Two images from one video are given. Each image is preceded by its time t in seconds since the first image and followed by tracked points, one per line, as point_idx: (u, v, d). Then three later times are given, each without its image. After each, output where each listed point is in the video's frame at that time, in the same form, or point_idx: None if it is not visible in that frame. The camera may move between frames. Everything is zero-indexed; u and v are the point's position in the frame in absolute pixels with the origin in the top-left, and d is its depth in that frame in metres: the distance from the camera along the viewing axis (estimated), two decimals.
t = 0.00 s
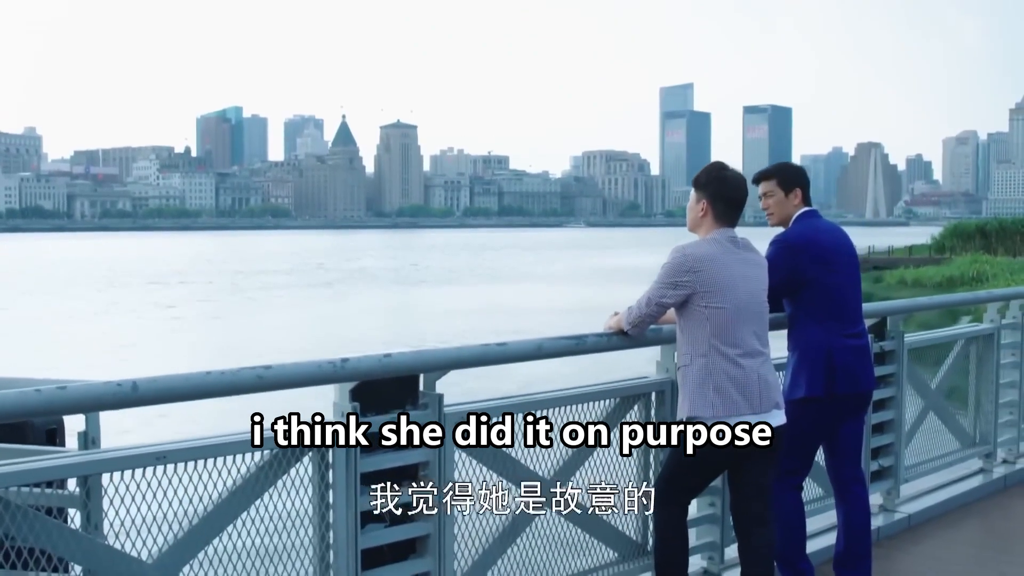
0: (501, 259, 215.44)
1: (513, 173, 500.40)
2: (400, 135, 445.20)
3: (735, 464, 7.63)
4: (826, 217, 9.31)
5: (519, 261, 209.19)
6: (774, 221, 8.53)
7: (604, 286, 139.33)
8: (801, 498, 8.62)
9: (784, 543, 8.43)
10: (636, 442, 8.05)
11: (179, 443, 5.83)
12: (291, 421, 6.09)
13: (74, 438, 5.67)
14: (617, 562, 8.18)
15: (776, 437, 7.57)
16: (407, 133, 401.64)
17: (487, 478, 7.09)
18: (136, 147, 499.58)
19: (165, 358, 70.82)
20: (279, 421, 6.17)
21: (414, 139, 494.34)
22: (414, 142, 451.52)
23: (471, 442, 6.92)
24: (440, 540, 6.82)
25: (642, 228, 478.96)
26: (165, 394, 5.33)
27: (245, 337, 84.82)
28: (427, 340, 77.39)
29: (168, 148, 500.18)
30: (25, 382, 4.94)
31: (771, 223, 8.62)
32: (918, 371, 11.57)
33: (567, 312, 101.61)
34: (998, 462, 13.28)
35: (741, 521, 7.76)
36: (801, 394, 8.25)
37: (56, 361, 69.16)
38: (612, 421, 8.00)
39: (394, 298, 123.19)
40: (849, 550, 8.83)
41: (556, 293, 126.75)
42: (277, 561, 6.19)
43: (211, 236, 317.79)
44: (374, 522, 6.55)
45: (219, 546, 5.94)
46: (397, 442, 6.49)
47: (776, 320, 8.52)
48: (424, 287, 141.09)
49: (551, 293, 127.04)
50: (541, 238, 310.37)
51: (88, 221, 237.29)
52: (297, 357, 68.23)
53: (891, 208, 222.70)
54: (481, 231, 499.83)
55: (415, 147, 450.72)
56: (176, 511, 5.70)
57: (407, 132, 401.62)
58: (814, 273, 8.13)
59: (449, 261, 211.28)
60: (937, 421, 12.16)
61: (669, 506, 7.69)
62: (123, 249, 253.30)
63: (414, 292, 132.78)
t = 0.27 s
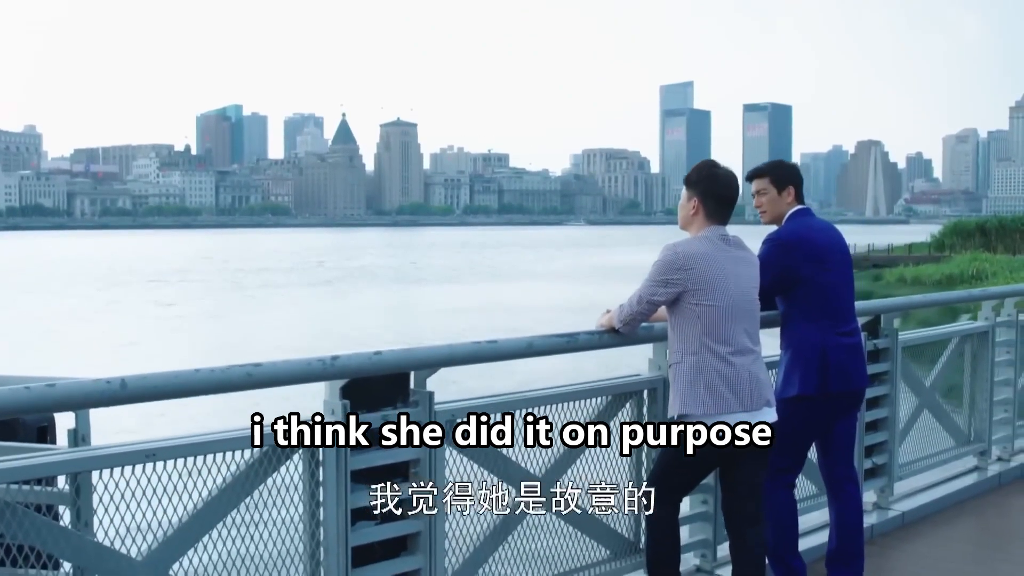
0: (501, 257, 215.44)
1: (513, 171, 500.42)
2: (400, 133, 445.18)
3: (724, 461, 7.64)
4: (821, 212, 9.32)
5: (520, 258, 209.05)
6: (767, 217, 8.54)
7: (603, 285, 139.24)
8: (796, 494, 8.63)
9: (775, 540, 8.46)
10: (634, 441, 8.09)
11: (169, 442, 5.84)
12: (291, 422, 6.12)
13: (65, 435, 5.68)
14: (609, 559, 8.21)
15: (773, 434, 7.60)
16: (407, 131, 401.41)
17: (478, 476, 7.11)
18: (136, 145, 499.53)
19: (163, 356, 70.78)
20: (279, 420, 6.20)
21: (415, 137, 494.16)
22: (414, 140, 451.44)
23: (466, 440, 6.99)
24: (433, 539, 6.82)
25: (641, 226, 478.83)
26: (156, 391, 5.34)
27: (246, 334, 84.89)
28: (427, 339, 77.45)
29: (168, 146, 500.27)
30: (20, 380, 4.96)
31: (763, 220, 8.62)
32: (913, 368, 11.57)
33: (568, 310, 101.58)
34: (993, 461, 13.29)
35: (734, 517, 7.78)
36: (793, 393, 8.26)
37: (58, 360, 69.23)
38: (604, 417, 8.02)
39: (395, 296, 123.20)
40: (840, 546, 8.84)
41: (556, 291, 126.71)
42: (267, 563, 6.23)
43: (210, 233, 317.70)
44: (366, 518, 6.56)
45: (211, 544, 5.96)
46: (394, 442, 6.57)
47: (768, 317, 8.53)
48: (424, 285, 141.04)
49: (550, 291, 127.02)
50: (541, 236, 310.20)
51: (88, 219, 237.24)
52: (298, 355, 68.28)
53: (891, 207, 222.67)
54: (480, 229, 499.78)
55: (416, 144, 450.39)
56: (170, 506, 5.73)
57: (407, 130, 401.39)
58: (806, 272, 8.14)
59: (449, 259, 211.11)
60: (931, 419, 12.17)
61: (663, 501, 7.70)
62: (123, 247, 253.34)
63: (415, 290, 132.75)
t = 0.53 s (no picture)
0: (501, 255, 215.31)
1: (513, 169, 500.24)
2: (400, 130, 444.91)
3: (717, 458, 7.65)
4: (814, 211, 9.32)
5: (520, 256, 209.00)
6: (760, 216, 8.57)
7: (604, 282, 139.37)
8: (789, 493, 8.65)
9: (766, 538, 8.49)
10: (634, 442, 8.14)
11: (159, 437, 5.88)
12: (291, 422, 6.14)
13: (56, 432, 5.70)
14: (601, 556, 8.24)
15: (770, 433, 7.62)
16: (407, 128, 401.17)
17: (468, 475, 7.13)
18: (136, 143, 499.47)
19: (163, 354, 70.72)
20: (277, 421, 6.22)
21: (415, 135, 493.97)
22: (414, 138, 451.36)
23: (467, 439, 7.04)
24: (425, 536, 6.85)
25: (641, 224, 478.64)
26: (147, 388, 5.34)
27: (246, 332, 84.98)
28: (427, 337, 77.54)
29: (168, 144, 500.23)
30: (12, 374, 4.99)
31: (754, 219, 8.63)
32: (907, 365, 11.58)
33: (567, 308, 101.61)
34: (988, 458, 13.34)
35: (727, 515, 7.79)
36: (786, 391, 8.26)
37: (58, 357, 69.29)
38: (597, 416, 8.02)
39: (395, 294, 123.11)
40: (833, 544, 8.85)
41: (556, 289, 126.73)
42: (258, 557, 6.24)
43: (210, 231, 317.84)
44: (358, 516, 6.57)
45: (202, 539, 5.97)
46: (395, 442, 6.61)
47: (763, 315, 8.54)
48: (424, 283, 140.88)
49: (550, 289, 126.94)
50: (541, 233, 310.01)
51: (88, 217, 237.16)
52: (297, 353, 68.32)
53: (891, 204, 222.52)
54: (480, 227, 499.55)
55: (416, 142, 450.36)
56: (163, 499, 5.77)
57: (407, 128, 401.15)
58: (799, 269, 8.15)
59: (449, 257, 211.00)
60: (926, 416, 12.19)
61: (654, 499, 7.72)
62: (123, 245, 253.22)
63: (414, 288, 132.71)
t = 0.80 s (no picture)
0: (501, 254, 215.23)
1: (513, 167, 500.10)
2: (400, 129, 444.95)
3: (710, 456, 7.65)
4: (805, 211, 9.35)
5: (519, 255, 208.98)
6: (752, 217, 8.56)
7: (604, 281, 139.31)
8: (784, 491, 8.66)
9: (760, 536, 8.49)
10: (632, 443, 8.16)
11: (151, 435, 5.88)
12: (290, 422, 6.17)
13: (46, 431, 5.72)
14: (596, 554, 8.24)
15: (764, 436, 7.63)
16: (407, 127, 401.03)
17: (461, 474, 7.14)
18: (136, 142, 499.39)
19: (161, 353, 70.62)
20: (278, 419, 6.25)
21: (415, 134, 493.70)
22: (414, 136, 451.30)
23: (466, 440, 7.10)
24: (418, 535, 6.85)
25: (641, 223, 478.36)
26: (136, 385, 5.35)
27: (246, 331, 85.04)
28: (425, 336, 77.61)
29: (168, 142, 500.12)
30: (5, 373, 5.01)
31: (746, 219, 8.63)
32: (902, 364, 11.59)
33: (566, 307, 101.60)
34: (983, 456, 13.37)
35: (719, 513, 7.81)
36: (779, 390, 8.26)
37: (59, 355, 69.38)
38: (589, 414, 8.02)
39: (395, 293, 123.14)
40: (827, 542, 8.86)
41: (555, 287, 126.72)
42: (250, 555, 6.25)
43: (210, 230, 317.83)
44: (350, 513, 6.59)
45: (192, 537, 5.98)
46: (394, 443, 6.67)
47: (755, 314, 8.55)
48: (423, 282, 140.86)
49: (549, 287, 127.00)
50: (541, 232, 309.93)
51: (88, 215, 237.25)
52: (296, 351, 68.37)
53: (891, 203, 222.44)
54: (480, 225, 499.39)
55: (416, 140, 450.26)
56: (151, 498, 5.78)
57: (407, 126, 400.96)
58: (793, 269, 8.15)
59: (449, 255, 210.90)
60: (922, 415, 12.18)
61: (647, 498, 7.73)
62: (123, 244, 253.30)
63: (413, 286, 132.79)
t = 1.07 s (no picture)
0: (501, 252, 215.20)
1: (513, 166, 500.03)
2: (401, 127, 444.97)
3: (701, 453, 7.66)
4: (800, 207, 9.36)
5: (520, 253, 208.94)
6: (744, 214, 8.57)
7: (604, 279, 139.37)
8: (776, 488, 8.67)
9: (751, 534, 8.50)
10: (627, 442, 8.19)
11: (140, 434, 5.89)
12: (288, 422, 6.20)
13: (37, 428, 5.73)
14: (589, 551, 8.25)
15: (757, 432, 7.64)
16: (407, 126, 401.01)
17: (450, 471, 7.17)
18: (136, 141, 499.51)
19: (162, 351, 70.58)
20: (275, 421, 6.27)
21: (415, 132, 493.71)
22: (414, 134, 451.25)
23: (463, 440, 7.15)
24: (408, 532, 6.86)
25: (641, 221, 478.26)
26: (124, 385, 5.35)
27: (246, 329, 85.12)
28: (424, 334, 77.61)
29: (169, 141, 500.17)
30: None
31: (739, 217, 8.64)
32: (896, 362, 11.61)
33: (566, 305, 101.61)
34: (979, 454, 13.38)
35: (713, 509, 7.80)
36: (772, 386, 8.27)
37: (58, 353, 69.40)
38: (581, 412, 8.03)
39: (395, 291, 123.23)
40: (819, 539, 8.86)
41: (555, 286, 126.71)
42: (239, 554, 6.27)
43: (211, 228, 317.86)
44: (340, 512, 6.61)
45: (182, 535, 6.00)
46: (389, 441, 6.70)
47: (746, 312, 8.56)
48: (423, 280, 140.83)
49: (549, 286, 126.98)
50: (541, 230, 309.95)
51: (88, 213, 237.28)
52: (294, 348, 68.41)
53: (891, 201, 222.43)
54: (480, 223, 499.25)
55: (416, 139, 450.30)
56: (142, 495, 5.78)
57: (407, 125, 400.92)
58: (784, 267, 8.16)
59: (449, 254, 210.85)
60: (915, 412, 12.20)
61: (637, 495, 7.73)
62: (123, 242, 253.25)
63: (413, 284, 132.79)
